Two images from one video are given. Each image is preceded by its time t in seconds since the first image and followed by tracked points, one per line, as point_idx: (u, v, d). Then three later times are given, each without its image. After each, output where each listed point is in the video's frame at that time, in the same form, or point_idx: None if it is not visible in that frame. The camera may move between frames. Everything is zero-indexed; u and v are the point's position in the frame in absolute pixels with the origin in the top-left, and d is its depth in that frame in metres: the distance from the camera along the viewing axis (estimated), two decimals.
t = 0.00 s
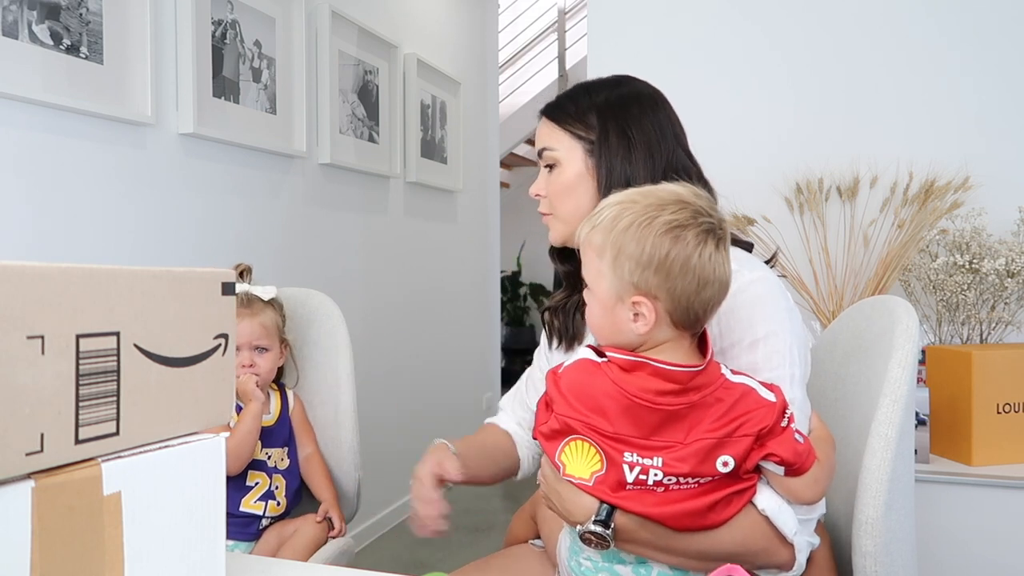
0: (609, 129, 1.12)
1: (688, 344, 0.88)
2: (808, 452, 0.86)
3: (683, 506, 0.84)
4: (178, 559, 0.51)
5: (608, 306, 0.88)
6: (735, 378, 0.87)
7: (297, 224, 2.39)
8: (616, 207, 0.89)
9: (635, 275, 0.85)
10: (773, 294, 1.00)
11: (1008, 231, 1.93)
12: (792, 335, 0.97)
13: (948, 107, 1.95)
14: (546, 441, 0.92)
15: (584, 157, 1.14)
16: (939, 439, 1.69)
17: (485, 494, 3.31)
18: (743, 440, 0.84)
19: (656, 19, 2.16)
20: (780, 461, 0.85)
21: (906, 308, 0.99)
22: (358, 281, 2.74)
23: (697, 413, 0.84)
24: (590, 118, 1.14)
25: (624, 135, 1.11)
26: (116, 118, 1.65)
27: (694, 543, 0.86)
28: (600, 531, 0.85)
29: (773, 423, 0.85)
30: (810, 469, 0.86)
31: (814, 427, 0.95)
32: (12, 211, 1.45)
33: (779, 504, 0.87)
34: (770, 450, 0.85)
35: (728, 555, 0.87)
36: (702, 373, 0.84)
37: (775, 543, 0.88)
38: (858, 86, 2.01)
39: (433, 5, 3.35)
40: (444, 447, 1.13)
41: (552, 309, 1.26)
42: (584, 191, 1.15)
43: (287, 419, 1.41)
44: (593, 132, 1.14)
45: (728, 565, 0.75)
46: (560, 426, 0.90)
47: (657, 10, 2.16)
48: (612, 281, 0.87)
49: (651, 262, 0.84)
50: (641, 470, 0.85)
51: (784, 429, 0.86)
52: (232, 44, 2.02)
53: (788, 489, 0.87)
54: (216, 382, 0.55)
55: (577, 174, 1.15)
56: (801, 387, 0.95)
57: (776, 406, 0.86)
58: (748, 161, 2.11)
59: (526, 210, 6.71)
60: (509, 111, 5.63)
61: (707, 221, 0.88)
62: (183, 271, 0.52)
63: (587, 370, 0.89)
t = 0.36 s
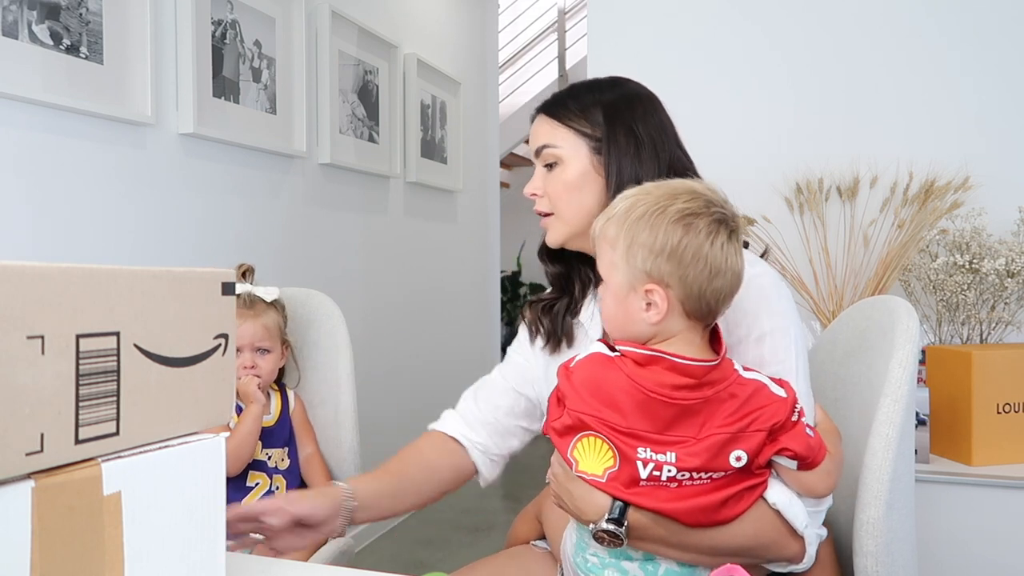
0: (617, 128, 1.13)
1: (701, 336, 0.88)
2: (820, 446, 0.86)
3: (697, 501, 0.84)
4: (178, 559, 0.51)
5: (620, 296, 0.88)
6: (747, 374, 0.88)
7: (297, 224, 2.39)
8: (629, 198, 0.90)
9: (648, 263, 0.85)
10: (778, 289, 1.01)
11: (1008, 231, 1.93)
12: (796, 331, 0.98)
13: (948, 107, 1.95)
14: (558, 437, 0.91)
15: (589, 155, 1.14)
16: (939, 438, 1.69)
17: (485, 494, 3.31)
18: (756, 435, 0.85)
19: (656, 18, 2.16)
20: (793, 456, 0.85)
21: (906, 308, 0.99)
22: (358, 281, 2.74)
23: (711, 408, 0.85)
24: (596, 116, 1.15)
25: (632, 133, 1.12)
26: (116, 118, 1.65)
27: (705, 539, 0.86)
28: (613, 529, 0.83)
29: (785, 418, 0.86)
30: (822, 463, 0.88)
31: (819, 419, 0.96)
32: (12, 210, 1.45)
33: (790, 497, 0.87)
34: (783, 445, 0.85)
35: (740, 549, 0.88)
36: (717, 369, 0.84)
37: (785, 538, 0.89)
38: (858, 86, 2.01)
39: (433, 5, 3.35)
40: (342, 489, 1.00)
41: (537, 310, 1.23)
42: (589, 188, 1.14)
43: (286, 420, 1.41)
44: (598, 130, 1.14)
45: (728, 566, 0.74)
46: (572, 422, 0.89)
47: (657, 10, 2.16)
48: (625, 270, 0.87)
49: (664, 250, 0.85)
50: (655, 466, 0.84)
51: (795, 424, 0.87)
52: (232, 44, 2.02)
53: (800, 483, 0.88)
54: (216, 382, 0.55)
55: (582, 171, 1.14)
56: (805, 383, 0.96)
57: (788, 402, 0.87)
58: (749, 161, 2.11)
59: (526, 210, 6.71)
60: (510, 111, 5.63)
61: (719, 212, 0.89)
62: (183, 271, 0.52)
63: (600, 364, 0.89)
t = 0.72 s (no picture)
0: (604, 123, 1.14)
1: (710, 333, 0.90)
2: (826, 438, 0.88)
3: (713, 498, 0.85)
4: (178, 558, 0.51)
5: (637, 295, 0.87)
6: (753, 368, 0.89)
7: (297, 224, 2.39)
8: (645, 194, 0.90)
9: (671, 259, 0.85)
10: (772, 288, 1.05)
11: (1008, 231, 1.93)
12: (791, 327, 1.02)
13: (948, 107, 1.95)
14: (564, 438, 0.89)
15: (574, 150, 1.15)
16: (939, 438, 1.69)
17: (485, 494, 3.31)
18: (767, 429, 0.85)
19: (656, 19, 2.16)
20: (802, 448, 0.86)
21: (898, 307, 0.99)
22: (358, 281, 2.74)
23: (723, 403, 0.85)
24: (582, 111, 1.15)
25: (620, 130, 1.14)
26: (116, 118, 1.65)
27: (719, 535, 0.87)
28: (627, 531, 0.83)
29: (794, 412, 0.87)
30: (828, 456, 0.89)
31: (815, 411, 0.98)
32: (13, 210, 1.45)
33: (797, 490, 0.89)
34: (793, 438, 0.86)
35: (752, 544, 0.89)
36: (730, 364, 0.85)
37: (794, 533, 0.90)
38: (858, 86, 2.01)
39: (433, 5, 3.35)
40: (247, 493, 0.89)
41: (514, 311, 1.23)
42: (572, 184, 1.15)
43: (287, 420, 1.41)
44: (584, 124, 1.15)
45: (727, 565, 0.74)
46: (582, 422, 0.86)
47: (657, 10, 2.16)
48: (645, 267, 0.86)
49: (687, 247, 0.85)
50: (670, 465, 0.84)
51: (801, 417, 0.88)
52: (232, 44, 2.02)
53: (807, 475, 0.90)
54: (216, 382, 0.55)
55: (566, 166, 1.14)
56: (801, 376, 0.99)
57: (794, 395, 0.88)
58: (749, 161, 2.11)
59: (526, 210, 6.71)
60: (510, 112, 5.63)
61: (730, 211, 0.91)
62: (183, 271, 0.52)
63: (611, 362, 0.86)
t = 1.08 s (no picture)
0: (596, 122, 1.14)
1: (708, 338, 0.90)
2: (816, 446, 0.89)
3: (708, 506, 0.85)
4: (178, 558, 0.51)
5: (638, 302, 0.86)
6: (748, 376, 0.90)
7: (297, 224, 2.39)
8: (644, 200, 0.89)
9: (673, 266, 0.85)
10: (760, 293, 1.05)
11: (1008, 231, 1.93)
12: (779, 330, 1.03)
13: (947, 107, 1.95)
14: (559, 445, 0.88)
15: (566, 149, 1.15)
16: (938, 438, 1.69)
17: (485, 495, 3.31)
18: (762, 437, 0.86)
19: (656, 19, 2.16)
20: (794, 456, 0.88)
21: (874, 305, 1.00)
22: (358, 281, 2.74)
23: (719, 413, 0.85)
24: (574, 109, 1.15)
25: (611, 129, 1.14)
26: (116, 118, 1.65)
27: (712, 543, 0.88)
28: (622, 540, 0.83)
29: (786, 420, 0.88)
30: (817, 463, 0.91)
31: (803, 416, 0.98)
32: (13, 210, 1.46)
33: (787, 496, 0.90)
34: (786, 446, 0.87)
35: (742, 550, 0.90)
36: (730, 374, 0.85)
37: (782, 539, 0.92)
38: (857, 86, 2.01)
39: (433, 5, 3.35)
40: (245, 504, 0.89)
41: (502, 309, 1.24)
42: (565, 184, 1.15)
43: (286, 421, 1.41)
44: (576, 124, 1.15)
45: (727, 566, 0.74)
46: (579, 430, 0.86)
47: (658, 10, 2.16)
48: (646, 274, 0.86)
49: (690, 253, 0.85)
50: (667, 475, 0.84)
51: (793, 424, 0.89)
52: (232, 44, 2.02)
53: (797, 482, 0.91)
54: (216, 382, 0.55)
55: (558, 165, 1.14)
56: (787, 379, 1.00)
57: (786, 402, 0.89)
58: (748, 162, 2.11)
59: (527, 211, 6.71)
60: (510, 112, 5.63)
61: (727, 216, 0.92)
62: (184, 271, 0.52)
63: (609, 370, 0.85)
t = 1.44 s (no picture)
0: (580, 121, 1.14)
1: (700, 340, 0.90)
2: (801, 453, 0.89)
3: (689, 508, 0.85)
4: (178, 558, 0.51)
5: (632, 304, 0.86)
6: (736, 381, 0.90)
7: (297, 224, 2.39)
8: (638, 202, 0.89)
9: (667, 267, 0.85)
10: (751, 294, 1.04)
11: (1008, 231, 1.93)
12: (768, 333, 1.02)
13: (947, 107, 1.95)
14: (545, 441, 0.88)
15: (553, 150, 1.15)
16: (938, 438, 1.69)
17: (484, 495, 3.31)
18: (747, 441, 0.86)
19: (656, 19, 2.16)
20: (778, 461, 0.88)
21: (859, 306, 1.00)
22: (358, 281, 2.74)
23: (705, 416, 0.85)
24: (560, 110, 1.16)
25: (595, 128, 1.14)
26: (116, 117, 1.65)
27: (691, 544, 0.88)
28: (602, 537, 0.83)
29: (772, 425, 0.88)
30: (801, 469, 0.90)
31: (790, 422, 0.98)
32: (13, 210, 1.46)
33: (769, 500, 0.90)
34: (770, 450, 0.87)
35: (722, 552, 0.89)
36: (719, 378, 0.85)
37: (762, 543, 0.91)
38: (857, 86, 2.01)
39: (433, 5, 3.35)
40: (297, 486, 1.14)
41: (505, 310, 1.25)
42: (553, 183, 1.16)
43: (286, 422, 1.40)
44: (563, 124, 1.15)
45: (728, 565, 0.73)
46: (566, 427, 0.86)
47: (658, 10, 2.16)
48: (639, 276, 0.85)
49: (684, 255, 0.85)
50: (651, 475, 0.84)
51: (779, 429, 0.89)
52: (232, 44, 2.02)
53: (779, 488, 0.91)
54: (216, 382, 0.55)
55: (547, 165, 1.15)
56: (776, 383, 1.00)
57: (774, 408, 0.89)
58: (747, 162, 2.11)
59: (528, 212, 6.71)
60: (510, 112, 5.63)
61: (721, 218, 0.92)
62: (183, 271, 0.52)
63: (600, 370, 0.85)
